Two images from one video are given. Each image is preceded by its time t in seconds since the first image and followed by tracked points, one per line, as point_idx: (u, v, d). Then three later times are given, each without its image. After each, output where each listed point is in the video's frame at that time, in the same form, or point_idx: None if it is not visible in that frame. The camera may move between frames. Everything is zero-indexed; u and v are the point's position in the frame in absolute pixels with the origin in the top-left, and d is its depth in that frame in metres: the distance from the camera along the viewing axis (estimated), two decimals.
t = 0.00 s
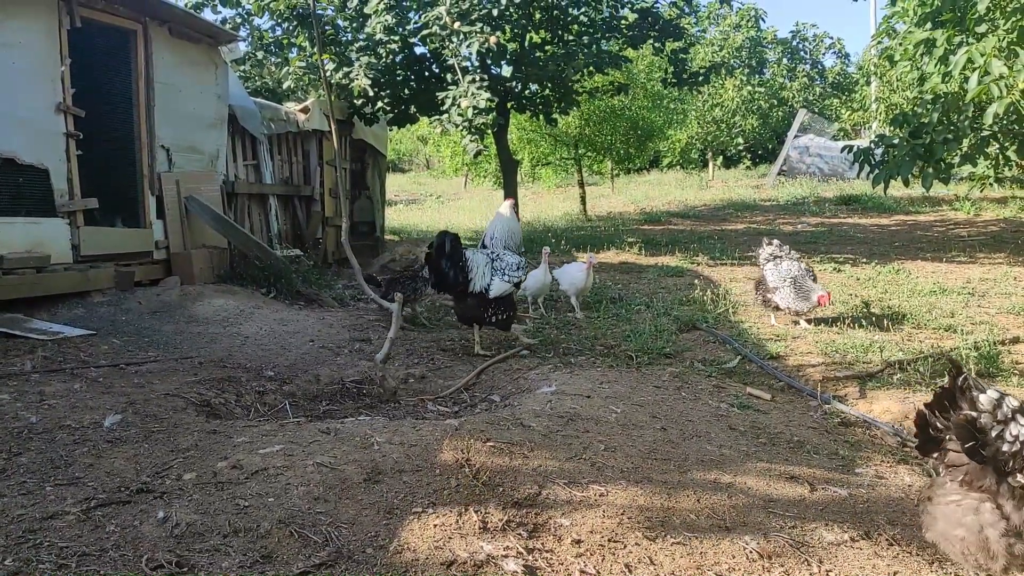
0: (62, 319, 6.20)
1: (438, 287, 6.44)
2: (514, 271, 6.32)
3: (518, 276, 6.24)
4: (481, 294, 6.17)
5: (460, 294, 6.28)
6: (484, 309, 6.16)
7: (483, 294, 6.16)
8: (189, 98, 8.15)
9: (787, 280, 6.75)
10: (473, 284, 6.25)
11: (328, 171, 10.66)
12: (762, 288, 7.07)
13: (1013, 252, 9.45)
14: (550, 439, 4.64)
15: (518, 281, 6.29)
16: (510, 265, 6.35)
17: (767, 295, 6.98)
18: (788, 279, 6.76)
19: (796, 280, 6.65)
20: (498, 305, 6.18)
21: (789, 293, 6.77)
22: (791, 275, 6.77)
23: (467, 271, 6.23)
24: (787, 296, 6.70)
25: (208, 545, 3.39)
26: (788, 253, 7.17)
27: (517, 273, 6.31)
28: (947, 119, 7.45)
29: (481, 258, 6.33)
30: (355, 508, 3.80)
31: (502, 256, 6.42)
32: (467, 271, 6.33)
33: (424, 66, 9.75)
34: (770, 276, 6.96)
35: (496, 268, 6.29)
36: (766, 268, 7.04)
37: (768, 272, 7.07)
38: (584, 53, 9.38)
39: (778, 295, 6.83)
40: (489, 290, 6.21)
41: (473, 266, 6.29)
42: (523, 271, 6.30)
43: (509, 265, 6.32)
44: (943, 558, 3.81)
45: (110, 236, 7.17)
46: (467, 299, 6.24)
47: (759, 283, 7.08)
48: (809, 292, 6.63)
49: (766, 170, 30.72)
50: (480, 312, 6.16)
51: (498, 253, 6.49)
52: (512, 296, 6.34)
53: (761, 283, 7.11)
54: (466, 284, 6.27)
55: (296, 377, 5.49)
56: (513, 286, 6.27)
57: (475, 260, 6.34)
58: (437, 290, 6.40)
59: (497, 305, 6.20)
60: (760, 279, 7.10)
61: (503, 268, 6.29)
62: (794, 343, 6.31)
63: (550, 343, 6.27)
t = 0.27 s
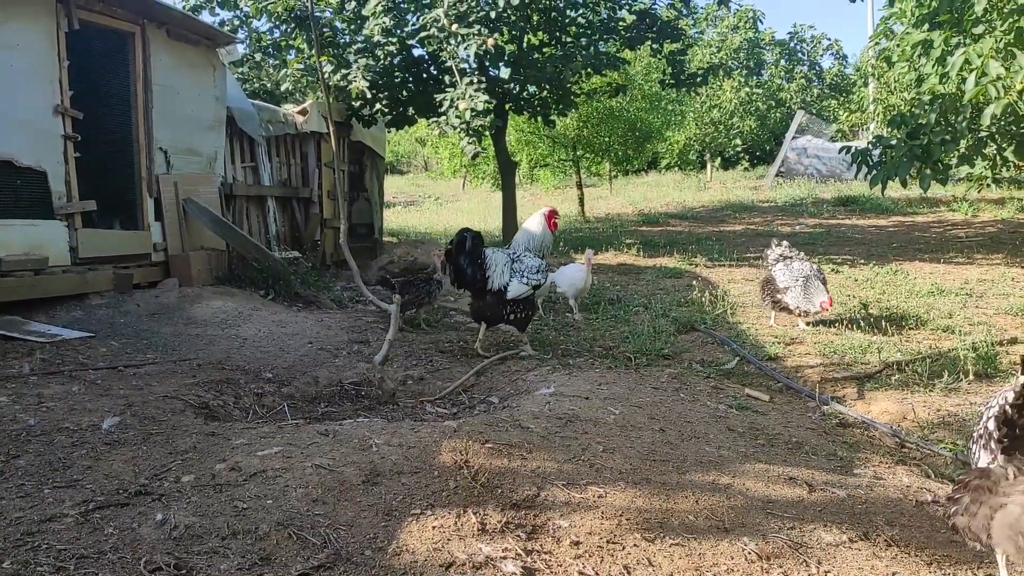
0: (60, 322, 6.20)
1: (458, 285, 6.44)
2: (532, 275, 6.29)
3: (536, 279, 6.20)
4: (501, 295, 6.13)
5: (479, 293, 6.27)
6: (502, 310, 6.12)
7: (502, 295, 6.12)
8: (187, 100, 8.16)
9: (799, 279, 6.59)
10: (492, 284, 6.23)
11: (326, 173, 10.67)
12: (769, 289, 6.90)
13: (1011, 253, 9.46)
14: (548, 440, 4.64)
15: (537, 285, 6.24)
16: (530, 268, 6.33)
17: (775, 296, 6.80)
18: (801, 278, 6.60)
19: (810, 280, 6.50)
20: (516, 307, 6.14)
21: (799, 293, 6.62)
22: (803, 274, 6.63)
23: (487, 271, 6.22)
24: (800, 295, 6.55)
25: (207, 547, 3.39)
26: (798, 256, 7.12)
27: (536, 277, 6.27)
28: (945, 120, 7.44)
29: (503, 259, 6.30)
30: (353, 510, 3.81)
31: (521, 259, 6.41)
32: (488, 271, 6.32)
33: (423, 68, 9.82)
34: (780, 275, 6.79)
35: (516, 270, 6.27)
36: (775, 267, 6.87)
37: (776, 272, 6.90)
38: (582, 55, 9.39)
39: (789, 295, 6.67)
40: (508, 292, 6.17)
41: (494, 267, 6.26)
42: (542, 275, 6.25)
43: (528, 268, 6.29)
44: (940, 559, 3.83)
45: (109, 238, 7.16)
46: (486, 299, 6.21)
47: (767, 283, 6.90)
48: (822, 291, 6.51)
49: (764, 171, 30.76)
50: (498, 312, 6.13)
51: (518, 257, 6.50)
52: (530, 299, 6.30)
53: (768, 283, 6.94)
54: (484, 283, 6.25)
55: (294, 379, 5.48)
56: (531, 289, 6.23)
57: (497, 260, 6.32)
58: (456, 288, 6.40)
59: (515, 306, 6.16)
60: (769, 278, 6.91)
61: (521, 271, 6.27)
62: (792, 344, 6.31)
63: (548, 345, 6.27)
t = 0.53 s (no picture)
0: (52, 325, 6.17)
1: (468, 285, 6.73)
2: (536, 277, 6.13)
3: (536, 283, 6.04)
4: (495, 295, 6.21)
5: (480, 293, 6.45)
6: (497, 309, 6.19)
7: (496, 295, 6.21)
8: (179, 102, 8.14)
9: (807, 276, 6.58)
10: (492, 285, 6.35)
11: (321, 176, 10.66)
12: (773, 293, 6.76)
13: (1004, 254, 9.46)
14: (541, 442, 4.63)
15: (538, 289, 6.09)
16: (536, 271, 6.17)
17: (780, 296, 6.72)
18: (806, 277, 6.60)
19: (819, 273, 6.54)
20: (512, 310, 6.11)
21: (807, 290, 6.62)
22: (808, 270, 6.66)
23: (487, 271, 6.38)
24: (812, 292, 6.51)
25: (197, 551, 3.37)
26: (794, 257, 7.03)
27: (538, 280, 6.11)
28: (937, 121, 7.43)
29: (505, 260, 6.36)
30: (345, 513, 3.79)
31: (530, 260, 6.25)
32: (490, 272, 6.45)
33: (416, 70, 9.70)
34: (783, 277, 6.72)
35: (518, 272, 6.20)
36: (776, 270, 6.79)
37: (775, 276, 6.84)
38: (575, 57, 9.37)
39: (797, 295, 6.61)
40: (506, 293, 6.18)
41: (495, 268, 6.38)
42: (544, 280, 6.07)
43: (532, 271, 6.13)
44: (933, 560, 3.82)
45: (101, 241, 7.14)
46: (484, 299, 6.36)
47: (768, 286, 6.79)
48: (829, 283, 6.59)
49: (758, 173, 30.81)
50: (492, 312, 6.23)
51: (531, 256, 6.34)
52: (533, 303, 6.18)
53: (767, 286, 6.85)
54: (485, 284, 6.44)
55: (287, 382, 5.47)
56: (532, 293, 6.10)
57: (500, 262, 6.42)
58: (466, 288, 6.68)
59: (512, 309, 6.13)
60: (770, 280, 6.81)
61: (524, 273, 6.14)
62: (786, 346, 6.29)
63: (541, 347, 6.25)
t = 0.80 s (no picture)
0: (37, 331, 6.13)
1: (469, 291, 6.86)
2: (526, 281, 6.04)
3: (524, 288, 5.96)
4: (488, 300, 6.22)
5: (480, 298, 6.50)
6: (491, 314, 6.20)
7: (489, 300, 6.21)
8: (165, 106, 8.11)
9: (815, 283, 6.52)
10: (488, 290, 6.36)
11: (308, 180, 10.63)
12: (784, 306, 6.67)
13: (989, 255, 9.51)
14: (528, 446, 4.63)
15: (528, 293, 5.99)
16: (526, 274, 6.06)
17: (790, 308, 6.65)
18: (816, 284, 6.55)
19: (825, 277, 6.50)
20: (503, 315, 6.08)
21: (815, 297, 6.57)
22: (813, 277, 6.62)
23: (483, 277, 6.41)
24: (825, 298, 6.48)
25: (181, 557, 3.35)
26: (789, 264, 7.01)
27: (528, 284, 6.01)
28: (921, 124, 7.45)
29: (499, 265, 6.33)
30: (330, 518, 3.77)
31: (521, 264, 6.14)
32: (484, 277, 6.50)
33: (403, 74, 9.69)
34: (791, 289, 6.62)
35: (509, 277, 6.13)
36: (779, 283, 6.67)
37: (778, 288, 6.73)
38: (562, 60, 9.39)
39: (808, 304, 6.56)
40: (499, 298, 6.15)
41: (490, 272, 6.37)
42: (532, 284, 5.96)
43: (522, 275, 6.04)
44: (918, 561, 3.87)
45: (86, 246, 7.10)
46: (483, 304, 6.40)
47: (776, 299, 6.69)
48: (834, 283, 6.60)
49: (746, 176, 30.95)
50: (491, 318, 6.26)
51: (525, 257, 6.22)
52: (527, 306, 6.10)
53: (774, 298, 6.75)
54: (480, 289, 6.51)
55: (273, 387, 5.44)
56: (523, 297, 6.02)
57: (495, 266, 6.41)
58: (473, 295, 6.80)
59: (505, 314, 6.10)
60: (777, 293, 6.70)
61: (514, 278, 6.06)
62: (772, 348, 6.29)
63: (529, 350, 6.25)
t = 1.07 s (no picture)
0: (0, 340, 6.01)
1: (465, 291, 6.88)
2: (528, 285, 6.11)
3: (526, 292, 6.02)
4: (485, 300, 6.25)
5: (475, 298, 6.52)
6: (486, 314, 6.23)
7: (487, 301, 6.24)
8: (132, 111, 8.01)
9: (803, 289, 6.58)
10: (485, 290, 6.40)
11: (278, 186, 10.54)
12: (773, 308, 6.76)
13: (953, 259, 9.70)
14: (499, 451, 4.63)
15: (529, 298, 6.06)
16: (529, 279, 6.12)
17: (780, 310, 6.73)
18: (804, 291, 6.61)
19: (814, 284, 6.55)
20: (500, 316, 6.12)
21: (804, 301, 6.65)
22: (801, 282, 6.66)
23: (481, 276, 6.44)
24: (812, 305, 6.55)
25: (146, 569, 3.30)
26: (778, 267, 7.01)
27: (530, 289, 6.07)
28: (885, 130, 7.57)
29: (500, 266, 6.37)
30: (299, 527, 3.74)
31: (525, 268, 6.20)
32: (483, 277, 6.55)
33: (374, 79, 9.74)
34: (780, 293, 6.68)
35: (511, 279, 6.18)
36: (769, 286, 6.73)
37: (769, 290, 6.79)
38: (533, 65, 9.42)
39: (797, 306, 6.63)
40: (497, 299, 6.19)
41: (490, 273, 6.40)
42: (534, 289, 6.03)
43: (525, 280, 6.10)
44: (885, 560, 3.95)
45: (50, 253, 6.99)
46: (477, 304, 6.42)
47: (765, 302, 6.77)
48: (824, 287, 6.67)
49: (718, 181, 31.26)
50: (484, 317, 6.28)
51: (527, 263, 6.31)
52: (524, 310, 6.17)
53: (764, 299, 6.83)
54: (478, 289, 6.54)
55: (242, 394, 5.39)
56: (522, 302, 6.08)
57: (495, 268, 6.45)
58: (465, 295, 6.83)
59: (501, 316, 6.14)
60: (766, 296, 6.77)
61: (516, 279, 6.13)
62: (741, 352, 6.34)
63: (501, 355, 6.24)
